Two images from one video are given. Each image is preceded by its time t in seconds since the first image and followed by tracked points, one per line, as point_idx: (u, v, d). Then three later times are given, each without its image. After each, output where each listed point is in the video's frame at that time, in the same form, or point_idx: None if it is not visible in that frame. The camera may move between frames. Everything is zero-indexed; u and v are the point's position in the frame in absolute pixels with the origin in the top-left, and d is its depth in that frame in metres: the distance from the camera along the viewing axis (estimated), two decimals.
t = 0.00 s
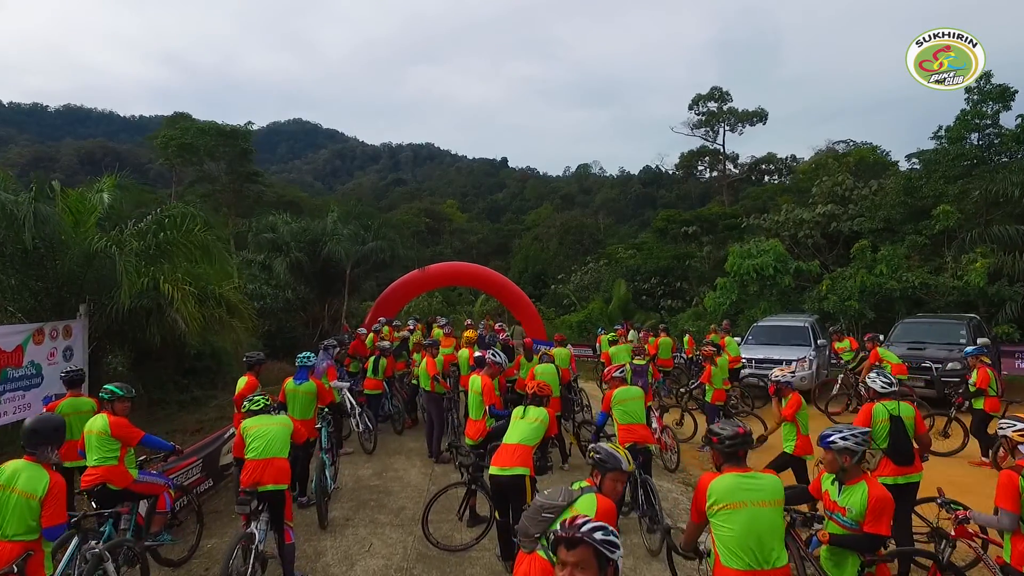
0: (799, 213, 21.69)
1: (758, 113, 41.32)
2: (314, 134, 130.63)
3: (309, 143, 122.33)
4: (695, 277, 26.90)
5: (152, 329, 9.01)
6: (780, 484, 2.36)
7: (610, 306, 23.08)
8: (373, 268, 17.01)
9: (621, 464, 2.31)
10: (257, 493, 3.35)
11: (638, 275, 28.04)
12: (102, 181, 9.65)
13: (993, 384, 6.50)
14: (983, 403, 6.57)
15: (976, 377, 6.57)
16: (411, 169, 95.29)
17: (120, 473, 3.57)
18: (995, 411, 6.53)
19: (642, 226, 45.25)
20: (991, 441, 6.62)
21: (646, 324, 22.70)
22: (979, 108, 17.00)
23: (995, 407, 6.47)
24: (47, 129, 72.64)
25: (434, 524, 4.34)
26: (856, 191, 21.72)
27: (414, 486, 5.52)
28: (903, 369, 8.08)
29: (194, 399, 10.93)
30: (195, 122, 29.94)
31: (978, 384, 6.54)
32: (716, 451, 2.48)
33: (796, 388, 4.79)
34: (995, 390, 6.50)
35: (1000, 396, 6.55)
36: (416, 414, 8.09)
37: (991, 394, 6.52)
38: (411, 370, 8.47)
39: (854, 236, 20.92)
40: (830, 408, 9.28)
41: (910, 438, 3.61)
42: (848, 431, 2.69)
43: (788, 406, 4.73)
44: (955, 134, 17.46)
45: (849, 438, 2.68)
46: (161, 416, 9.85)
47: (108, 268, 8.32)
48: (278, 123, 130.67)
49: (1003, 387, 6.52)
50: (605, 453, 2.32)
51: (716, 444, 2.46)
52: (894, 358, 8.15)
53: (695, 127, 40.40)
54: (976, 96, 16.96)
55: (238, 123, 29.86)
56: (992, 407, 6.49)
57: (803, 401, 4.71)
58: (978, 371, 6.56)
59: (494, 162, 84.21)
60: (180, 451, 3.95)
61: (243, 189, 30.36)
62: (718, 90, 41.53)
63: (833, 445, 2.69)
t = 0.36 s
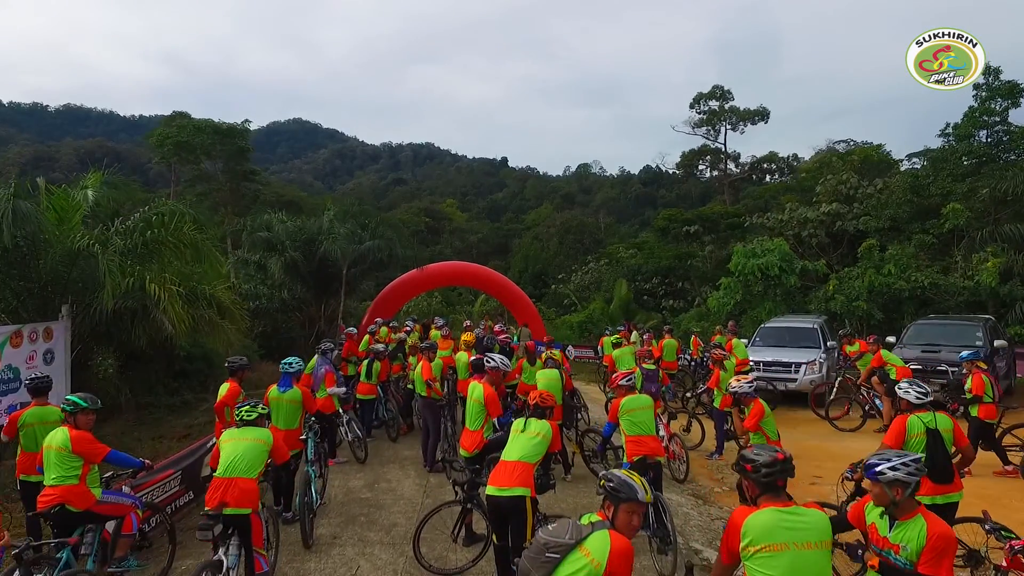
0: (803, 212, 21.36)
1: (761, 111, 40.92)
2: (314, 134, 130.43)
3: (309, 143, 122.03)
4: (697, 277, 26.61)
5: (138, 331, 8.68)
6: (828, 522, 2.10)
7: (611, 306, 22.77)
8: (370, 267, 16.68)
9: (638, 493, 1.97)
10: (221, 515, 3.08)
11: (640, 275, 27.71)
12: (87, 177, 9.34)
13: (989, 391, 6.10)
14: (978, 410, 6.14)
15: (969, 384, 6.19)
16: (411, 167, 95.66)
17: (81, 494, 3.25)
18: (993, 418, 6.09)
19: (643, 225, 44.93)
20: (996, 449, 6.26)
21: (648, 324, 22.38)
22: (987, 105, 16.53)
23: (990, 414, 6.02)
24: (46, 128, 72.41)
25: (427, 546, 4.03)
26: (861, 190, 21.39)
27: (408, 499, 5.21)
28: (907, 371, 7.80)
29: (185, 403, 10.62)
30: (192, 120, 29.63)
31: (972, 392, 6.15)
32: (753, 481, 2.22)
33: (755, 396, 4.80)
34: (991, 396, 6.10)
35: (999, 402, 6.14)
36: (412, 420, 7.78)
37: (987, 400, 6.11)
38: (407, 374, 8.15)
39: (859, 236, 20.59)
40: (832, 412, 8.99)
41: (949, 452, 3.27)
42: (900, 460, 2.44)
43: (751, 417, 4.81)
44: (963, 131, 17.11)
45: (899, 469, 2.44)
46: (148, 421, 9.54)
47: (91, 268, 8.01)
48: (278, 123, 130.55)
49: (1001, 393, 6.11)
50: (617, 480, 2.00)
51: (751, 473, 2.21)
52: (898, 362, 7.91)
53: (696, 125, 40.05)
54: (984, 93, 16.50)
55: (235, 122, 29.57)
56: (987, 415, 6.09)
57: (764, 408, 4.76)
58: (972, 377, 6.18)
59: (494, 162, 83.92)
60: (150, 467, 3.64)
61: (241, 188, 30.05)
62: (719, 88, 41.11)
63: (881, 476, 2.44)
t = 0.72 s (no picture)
0: (807, 211, 21.04)
1: (762, 110, 40.65)
2: (314, 133, 130.23)
3: (309, 143, 121.78)
4: (698, 277, 26.32)
5: (121, 334, 8.29)
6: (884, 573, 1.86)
7: (612, 306, 22.45)
8: (367, 267, 16.34)
9: (658, 543, 1.68)
10: (181, 545, 2.82)
11: (641, 274, 27.41)
12: (70, 175, 9.02)
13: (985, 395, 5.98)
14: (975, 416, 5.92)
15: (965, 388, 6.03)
16: (411, 167, 95.25)
17: (31, 521, 2.98)
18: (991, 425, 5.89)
19: (644, 225, 44.63)
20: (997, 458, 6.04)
21: (649, 324, 22.08)
22: (995, 102, 16.08)
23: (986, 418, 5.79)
24: (45, 127, 72.13)
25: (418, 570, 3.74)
26: (866, 189, 21.09)
27: (399, 516, 4.91)
28: (916, 378, 7.45)
29: (174, 407, 10.31)
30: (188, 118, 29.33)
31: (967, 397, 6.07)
32: (801, 530, 2.03)
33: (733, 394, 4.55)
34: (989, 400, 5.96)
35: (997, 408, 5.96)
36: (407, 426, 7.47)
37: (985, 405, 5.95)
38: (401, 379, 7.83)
39: (864, 235, 20.26)
40: (835, 418, 8.67)
41: (996, 473, 3.01)
42: (974, 520, 2.18)
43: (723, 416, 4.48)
44: (971, 128, 16.78)
45: (975, 531, 2.18)
46: (135, 427, 9.23)
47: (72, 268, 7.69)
48: (277, 122, 130.19)
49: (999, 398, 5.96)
50: (635, 527, 1.71)
51: (803, 521, 2.00)
52: (905, 367, 7.56)
53: (697, 124, 39.75)
54: (992, 90, 16.08)
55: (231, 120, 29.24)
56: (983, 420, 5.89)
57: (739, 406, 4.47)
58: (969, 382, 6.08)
59: (494, 162, 83.67)
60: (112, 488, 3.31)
61: (238, 187, 29.73)
62: (720, 87, 40.76)
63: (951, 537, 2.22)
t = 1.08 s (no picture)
0: (811, 211, 20.72)
1: (763, 108, 40.39)
2: (313, 133, 129.83)
3: (308, 142, 121.45)
4: (700, 278, 26.02)
5: (104, 341, 7.99)
6: None
7: (613, 307, 22.14)
8: (364, 269, 16.02)
9: None
10: None
11: (642, 274, 27.07)
12: (53, 175, 8.72)
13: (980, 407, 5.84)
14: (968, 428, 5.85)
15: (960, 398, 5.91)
16: (410, 167, 94.85)
17: None
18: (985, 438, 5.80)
19: (644, 225, 44.32)
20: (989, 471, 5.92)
21: (651, 326, 21.78)
22: (1004, 100, 15.68)
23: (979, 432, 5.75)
24: (44, 127, 71.91)
25: None
26: (871, 188, 20.78)
27: (391, 538, 4.62)
28: (926, 389, 7.07)
29: (164, 415, 9.99)
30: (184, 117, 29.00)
31: (960, 408, 5.89)
32: None
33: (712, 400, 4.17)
34: (984, 412, 5.84)
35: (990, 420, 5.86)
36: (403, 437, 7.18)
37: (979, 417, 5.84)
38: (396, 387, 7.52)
39: (870, 236, 19.94)
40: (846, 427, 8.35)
41: None
42: None
43: (697, 424, 4.19)
44: (979, 127, 16.47)
45: None
46: (121, 435, 8.93)
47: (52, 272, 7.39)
48: (276, 122, 129.83)
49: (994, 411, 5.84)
50: None
51: None
52: (914, 378, 7.16)
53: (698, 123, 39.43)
54: (1001, 87, 15.72)
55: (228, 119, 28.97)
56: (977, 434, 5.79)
57: (716, 414, 4.19)
58: (964, 393, 5.91)
59: (494, 162, 83.33)
60: (69, 524, 3.12)
61: (235, 186, 29.43)
62: (722, 86, 40.42)
63: None
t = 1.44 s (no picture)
0: (815, 211, 20.40)
1: (765, 108, 40.11)
2: (312, 132, 129.46)
3: (307, 142, 121.09)
4: (702, 279, 25.71)
5: (84, 350, 7.66)
6: None
7: (615, 309, 21.81)
8: (360, 271, 15.70)
9: None
10: None
11: (642, 275, 26.75)
12: (33, 177, 8.43)
13: (979, 419, 5.46)
14: (966, 441, 5.51)
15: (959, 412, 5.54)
16: (409, 166, 94.53)
17: None
18: (986, 450, 5.44)
19: (645, 224, 44.03)
20: (988, 488, 5.58)
21: (653, 328, 21.47)
22: (1013, 99, 15.38)
23: (982, 445, 5.41)
24: (42, 126, 71.56)
25: None
26: (876, 189, 20.46)
27: (382, 570, 4.30)
28: (944, 401, 6.74)
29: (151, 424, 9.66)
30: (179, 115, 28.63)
31: (958, 420, 5.53)
32: None
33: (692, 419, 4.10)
34: (983, 426, 5.45)
35: (990, 432, 5.48)
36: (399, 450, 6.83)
37: (978, 430, 5.46)
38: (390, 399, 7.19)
39: (876, 237, 19.61)
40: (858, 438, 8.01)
41: None
42: None
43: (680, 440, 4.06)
44: (987, 126, 16.16)
45: None
46: (105, 447, 8.57)
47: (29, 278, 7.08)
48: (274, 121, 129.46)
49: (993, 424, 5.47)
50: None
51: None
52: (930, 390, 6.81)
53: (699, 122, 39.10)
54: (1010, 86, 15.40)
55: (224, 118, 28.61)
56: (977, 446, 5.43)
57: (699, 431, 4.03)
58: (961, 404, 5.55)
59: (493, 161, 82.97)
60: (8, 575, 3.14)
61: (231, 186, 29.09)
62: (723, 84, 40.08)
63: None
